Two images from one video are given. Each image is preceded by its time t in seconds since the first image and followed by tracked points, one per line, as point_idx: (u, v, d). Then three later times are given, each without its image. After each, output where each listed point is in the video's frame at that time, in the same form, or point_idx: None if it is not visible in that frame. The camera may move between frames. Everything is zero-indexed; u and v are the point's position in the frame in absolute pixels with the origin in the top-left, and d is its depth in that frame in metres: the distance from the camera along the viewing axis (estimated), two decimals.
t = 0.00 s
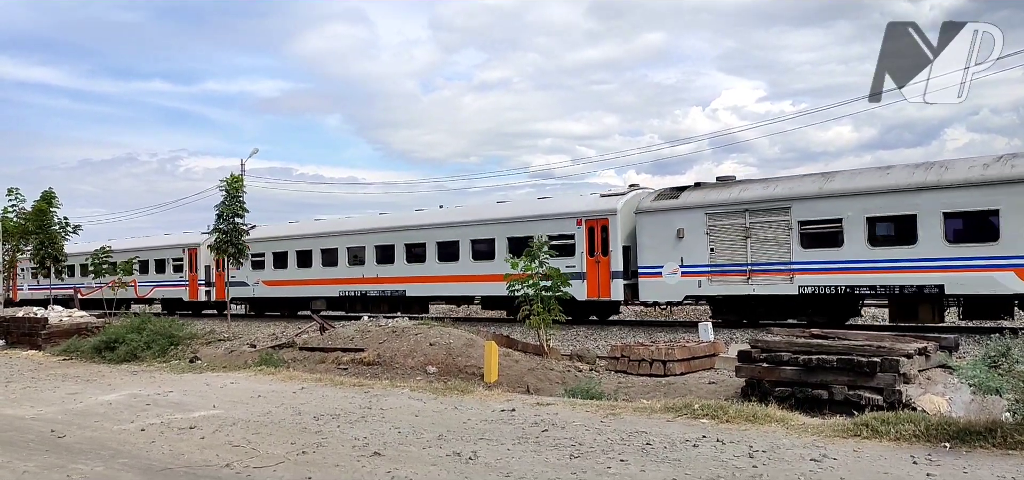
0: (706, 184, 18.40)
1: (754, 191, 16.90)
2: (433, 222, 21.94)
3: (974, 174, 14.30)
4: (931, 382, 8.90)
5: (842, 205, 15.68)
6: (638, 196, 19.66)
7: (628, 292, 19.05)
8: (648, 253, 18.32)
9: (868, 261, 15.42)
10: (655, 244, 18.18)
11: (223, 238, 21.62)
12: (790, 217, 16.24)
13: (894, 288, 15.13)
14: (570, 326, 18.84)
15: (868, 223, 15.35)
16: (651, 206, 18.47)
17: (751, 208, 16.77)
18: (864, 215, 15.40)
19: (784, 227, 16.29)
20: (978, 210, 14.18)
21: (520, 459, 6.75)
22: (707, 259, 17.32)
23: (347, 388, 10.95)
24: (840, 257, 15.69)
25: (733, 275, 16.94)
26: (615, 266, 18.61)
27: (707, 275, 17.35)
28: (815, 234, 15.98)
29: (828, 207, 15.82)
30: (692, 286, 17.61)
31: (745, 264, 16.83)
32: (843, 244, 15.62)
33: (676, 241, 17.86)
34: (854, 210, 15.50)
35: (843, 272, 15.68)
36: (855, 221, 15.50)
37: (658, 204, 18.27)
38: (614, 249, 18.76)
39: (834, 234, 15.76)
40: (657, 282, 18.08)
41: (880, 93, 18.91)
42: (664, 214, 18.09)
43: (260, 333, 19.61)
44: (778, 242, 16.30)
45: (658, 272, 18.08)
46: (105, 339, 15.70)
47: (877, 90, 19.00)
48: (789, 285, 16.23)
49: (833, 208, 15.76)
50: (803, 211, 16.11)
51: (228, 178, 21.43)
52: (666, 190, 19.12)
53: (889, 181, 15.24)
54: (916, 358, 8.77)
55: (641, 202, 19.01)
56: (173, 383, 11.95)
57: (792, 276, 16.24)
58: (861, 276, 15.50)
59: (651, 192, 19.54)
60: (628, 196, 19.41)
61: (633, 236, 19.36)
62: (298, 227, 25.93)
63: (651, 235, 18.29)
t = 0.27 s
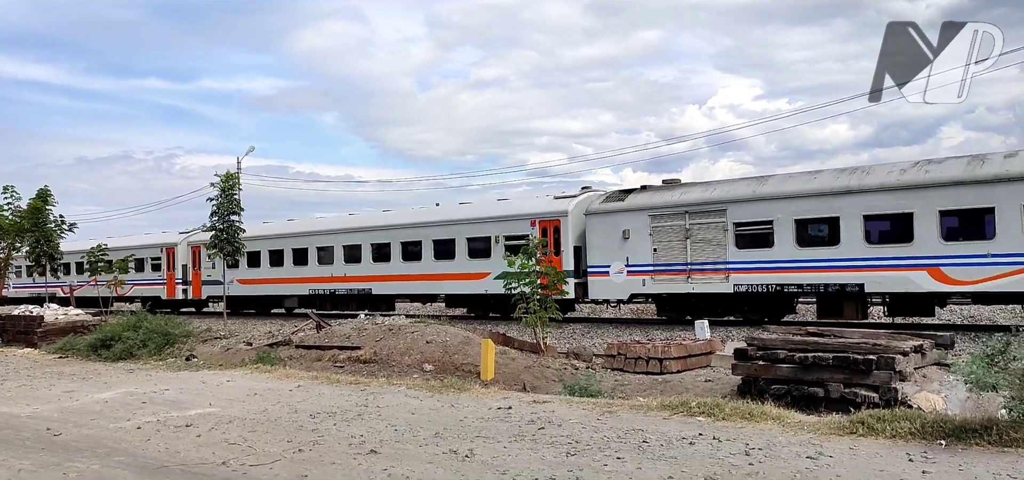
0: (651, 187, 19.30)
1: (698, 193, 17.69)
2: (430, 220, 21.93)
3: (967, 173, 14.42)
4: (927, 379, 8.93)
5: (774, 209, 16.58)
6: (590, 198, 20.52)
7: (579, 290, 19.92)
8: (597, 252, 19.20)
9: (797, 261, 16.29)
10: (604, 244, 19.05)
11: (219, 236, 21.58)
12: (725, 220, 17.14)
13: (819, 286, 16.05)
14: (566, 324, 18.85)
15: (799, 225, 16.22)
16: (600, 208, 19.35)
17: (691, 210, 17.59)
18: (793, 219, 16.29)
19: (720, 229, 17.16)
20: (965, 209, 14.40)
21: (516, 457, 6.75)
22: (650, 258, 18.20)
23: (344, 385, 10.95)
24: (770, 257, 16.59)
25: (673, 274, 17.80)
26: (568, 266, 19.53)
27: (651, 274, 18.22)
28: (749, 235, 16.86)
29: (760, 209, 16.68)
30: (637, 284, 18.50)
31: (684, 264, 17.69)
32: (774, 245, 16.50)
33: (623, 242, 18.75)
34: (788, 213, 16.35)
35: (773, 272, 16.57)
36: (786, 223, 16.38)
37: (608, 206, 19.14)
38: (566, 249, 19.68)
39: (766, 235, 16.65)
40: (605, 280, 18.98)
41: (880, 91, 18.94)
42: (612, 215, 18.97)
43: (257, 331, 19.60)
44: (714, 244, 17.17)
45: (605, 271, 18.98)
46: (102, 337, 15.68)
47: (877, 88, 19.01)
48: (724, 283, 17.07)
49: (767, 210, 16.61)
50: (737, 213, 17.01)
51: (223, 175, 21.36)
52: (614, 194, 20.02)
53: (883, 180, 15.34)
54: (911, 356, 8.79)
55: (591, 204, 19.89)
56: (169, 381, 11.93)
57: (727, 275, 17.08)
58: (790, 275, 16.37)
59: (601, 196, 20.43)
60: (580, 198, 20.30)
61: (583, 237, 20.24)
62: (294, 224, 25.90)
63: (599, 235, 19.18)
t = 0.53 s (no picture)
0: (600, 191, 20.10)
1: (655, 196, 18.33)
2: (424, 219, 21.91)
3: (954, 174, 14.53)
4: (920, 378, 8.95)
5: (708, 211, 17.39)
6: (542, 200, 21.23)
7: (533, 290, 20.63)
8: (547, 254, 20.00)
9: (729, 261, 17.02)
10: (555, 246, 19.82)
11: (212, 234, 21.54)
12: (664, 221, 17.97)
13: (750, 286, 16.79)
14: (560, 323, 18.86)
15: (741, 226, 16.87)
16: (552, 210, 20.14)
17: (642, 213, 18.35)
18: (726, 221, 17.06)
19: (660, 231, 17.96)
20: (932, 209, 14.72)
21: (510, 455, 6.75)
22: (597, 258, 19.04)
23: (338, 384, 10.93)
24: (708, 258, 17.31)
25: (616, 273, 18.60)
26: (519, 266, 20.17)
27: (596, 275, 19.04)
28: (688, 237, 17.61)
29: (703, 212, 17.40)
30: (584, 284, 19.31)
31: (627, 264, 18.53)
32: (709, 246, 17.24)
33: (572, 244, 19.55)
34: (733, 214, 16.97)
35: (708, 272, 17.32)
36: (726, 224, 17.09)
37: (558, 209, 19.95)
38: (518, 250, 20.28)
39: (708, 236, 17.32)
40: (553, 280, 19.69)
41: (880, 89, 18.95)
42: (563, 219, 19.80)
43: (250, 330, 19.55)
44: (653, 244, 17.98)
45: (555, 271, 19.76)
46: (94, 335, 15.62)
47: (876, 86, 19.02)
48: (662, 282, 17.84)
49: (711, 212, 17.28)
50: (675, 216, 17.84)
51: (215, 173, 21.31)
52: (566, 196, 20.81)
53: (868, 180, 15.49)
54: (904, 355, 8.81)
55: (543, 207, 20.65)
56: (162, 380, 11.90)
57: (667, 275, 17.86)
58: (724, 275, 17.09)
59: (553, 197, 21.14)
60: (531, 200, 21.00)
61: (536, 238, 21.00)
62: (289, 223, 25.82)
63: (550, 238, 19.97)
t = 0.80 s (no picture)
0: (552, 195, 20.80)
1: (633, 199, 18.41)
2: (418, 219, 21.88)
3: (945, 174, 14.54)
4: (912, 379, 8.97)
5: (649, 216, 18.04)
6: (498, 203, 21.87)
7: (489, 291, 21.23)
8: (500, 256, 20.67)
9: (666, 263, 17.69)
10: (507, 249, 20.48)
11: (207, 235, 21.47)
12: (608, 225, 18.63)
13: (683, 288, 17.48)
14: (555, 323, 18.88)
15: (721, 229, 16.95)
16: (504, 214, 20.84)
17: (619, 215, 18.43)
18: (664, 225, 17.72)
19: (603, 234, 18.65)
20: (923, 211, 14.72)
21: (505, 456, 6.74)
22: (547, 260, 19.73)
23: (332, 385, 10.91)
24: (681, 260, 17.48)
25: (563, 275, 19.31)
26: (475, 268, 20.82)
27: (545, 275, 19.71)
28: (630, 240, 18.30)
29: (679, 215, 17.53)
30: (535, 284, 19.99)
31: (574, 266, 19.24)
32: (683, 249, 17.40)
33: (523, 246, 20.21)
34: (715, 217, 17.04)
35: (647, 274, 17.99)
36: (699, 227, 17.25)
37: (510, 213, 20.66)
38: (474, 252, 20.92)
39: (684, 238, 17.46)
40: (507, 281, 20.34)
41: (880, 89, 18.99)
42: (514, 222, 20.49)
43: (244, 330, 19.51)
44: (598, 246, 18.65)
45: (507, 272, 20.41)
46: (87, 336, 15.56)
47: (876, 86, 19.04)
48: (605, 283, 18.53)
49: (689, 215, 17.39)
50: (617, 220, 18.52)
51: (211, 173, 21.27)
52: (519, 201, 21.50)
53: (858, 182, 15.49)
54: (897, 355, 8.84)
55: (497, 210, 21.29)
56: (156, 380, 11.86)
57: (610, 277, 18.52)
58: (664, 276, 17.72)
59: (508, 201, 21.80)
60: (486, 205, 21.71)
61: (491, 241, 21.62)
62: (282, 223, 25.75)
63: (503, 240, 20.65)
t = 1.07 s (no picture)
0: (505, 200, 21.37)
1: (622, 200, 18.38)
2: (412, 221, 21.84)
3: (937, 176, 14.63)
4: (906, 381, 9.00)
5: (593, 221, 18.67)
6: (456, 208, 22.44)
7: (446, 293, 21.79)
8: (455, 259, 21.23)
9: (610, 267, 18.30)
10: (461, 252, 21.04)
11: (202, 236, 21.42)
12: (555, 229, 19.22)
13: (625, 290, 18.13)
14: (549, 325, 18.89)
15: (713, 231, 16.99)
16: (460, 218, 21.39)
17: (606, 218, 18.39)
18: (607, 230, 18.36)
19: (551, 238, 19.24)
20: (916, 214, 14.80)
21: (498, 458, 6.74)
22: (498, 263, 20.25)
23: (326, 386, 10.89)
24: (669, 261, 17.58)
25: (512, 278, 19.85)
26: (433, 270, 21.44)
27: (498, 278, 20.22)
28: (577, 244, 18.90)
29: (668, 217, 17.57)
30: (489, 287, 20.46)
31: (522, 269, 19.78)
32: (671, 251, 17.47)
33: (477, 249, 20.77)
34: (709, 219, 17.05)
35: (592, 276, 18.58)
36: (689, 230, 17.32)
37: (465, 217, 21.23)
38: (432, 255, 21.54)
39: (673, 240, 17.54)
40: (462, 283, 20.87)
41: (880, 90, 19.03)
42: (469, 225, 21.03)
43: (237, 332, 19.46)
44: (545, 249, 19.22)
45: (463, 275, 20.94)
46: (80, 337, 15.52)
47: (876, 87, 19.08)
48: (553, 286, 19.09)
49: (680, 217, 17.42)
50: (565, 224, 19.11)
51: (207, 175, 21.23)
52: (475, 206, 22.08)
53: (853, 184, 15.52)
54: (891, 357, 8.85)
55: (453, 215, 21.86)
56: (149, 382, 11.83)
57: (558, 280, 19.11)
58: (610, 279, 18.30)
59: (465, 207, 22.38)
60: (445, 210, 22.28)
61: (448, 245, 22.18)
62: (276, 223, 25.68)
63: (457, 243, 21.20)
